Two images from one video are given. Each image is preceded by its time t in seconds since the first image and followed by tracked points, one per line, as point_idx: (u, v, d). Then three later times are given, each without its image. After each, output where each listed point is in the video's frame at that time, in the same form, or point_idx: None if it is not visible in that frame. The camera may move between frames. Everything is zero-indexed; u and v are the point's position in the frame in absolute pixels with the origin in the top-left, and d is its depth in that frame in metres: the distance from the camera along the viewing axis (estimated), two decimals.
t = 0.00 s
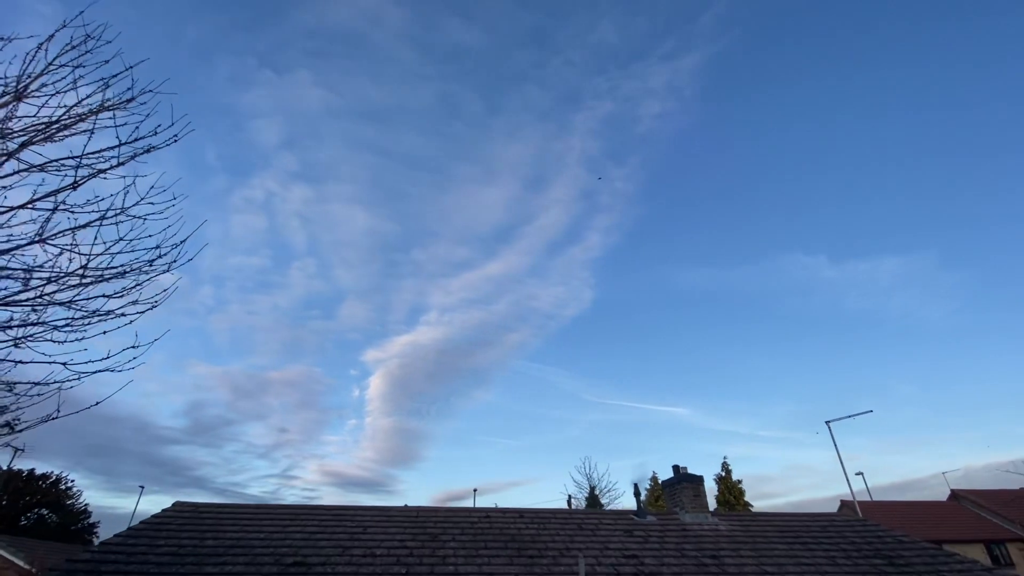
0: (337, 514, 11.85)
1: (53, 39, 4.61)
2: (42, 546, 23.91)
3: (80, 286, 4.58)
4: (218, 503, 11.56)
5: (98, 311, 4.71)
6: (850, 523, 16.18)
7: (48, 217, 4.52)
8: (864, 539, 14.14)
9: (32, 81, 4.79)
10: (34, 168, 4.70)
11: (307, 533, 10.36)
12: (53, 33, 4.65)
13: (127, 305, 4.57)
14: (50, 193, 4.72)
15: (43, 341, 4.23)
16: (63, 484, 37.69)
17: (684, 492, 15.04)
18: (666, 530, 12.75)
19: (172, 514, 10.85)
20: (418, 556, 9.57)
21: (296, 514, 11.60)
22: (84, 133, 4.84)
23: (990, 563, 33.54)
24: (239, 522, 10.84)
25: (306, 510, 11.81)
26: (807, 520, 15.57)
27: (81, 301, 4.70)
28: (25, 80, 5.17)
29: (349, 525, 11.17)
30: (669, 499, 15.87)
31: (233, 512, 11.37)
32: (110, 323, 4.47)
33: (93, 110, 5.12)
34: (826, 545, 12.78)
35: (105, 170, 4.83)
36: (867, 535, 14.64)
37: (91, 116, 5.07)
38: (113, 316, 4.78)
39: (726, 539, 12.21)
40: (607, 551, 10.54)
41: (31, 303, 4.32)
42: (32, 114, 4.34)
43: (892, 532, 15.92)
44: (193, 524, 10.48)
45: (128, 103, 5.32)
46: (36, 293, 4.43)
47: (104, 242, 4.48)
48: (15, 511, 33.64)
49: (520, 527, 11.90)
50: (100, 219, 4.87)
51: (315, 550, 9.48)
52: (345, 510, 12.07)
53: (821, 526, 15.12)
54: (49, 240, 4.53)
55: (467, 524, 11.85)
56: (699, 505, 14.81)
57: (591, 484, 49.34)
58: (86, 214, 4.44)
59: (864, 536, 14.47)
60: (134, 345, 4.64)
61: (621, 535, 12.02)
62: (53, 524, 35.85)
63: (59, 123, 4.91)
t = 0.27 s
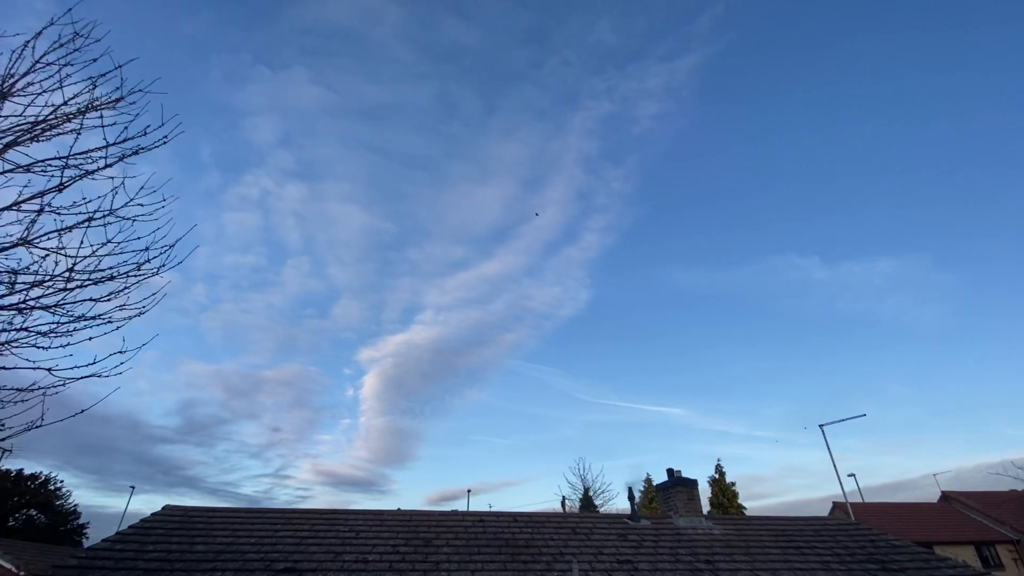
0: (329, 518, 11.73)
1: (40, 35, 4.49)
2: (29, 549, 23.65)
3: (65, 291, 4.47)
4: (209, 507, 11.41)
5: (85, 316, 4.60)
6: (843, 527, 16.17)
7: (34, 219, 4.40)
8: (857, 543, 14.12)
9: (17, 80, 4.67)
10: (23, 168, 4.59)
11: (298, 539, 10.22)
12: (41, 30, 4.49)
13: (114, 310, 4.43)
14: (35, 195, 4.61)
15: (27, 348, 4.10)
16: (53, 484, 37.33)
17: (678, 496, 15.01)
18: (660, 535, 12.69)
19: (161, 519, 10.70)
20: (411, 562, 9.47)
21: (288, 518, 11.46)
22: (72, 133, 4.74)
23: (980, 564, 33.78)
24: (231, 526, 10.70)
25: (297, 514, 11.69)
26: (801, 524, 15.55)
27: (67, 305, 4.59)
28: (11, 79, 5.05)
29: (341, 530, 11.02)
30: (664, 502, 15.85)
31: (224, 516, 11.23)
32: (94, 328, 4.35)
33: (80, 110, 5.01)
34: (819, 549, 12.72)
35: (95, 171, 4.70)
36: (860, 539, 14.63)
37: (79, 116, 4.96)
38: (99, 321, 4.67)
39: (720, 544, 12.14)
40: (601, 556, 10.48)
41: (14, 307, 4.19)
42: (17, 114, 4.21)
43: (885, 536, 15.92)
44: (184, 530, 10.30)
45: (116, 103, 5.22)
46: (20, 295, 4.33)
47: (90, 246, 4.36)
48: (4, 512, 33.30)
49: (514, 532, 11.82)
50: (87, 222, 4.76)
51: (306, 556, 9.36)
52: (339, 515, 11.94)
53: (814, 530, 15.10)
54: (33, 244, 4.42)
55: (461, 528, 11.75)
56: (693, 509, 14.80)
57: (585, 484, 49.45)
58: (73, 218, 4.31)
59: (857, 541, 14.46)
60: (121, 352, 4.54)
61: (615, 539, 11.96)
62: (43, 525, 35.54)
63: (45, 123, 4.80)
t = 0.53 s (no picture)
0: (324, 519, 11.70)
1: (34, 40, 4.66)
2: (21, 549, 23.52)
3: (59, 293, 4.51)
4: (203, 508, 11.38)
5: (79, 317, 4.66)
6: (837, 528, 16.23)
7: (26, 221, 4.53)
8: (851, 545, 14.18)
9: (11, 78, 4.63)
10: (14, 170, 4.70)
11: (293, 540, 10.20)
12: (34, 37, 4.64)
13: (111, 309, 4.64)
14: (28, 195, 4.59)
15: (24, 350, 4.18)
16: (46, 483, 37.16)
17: (673, 497, 15.05)
18: (655, 536, 12.72)
19: (155, 520, 10.65)
20: (407, 564, 9.44)
21: (283, 519, 11.43)
22: (68, 134, 4.73)
23: (971, 564, 34.04)
24: (225, 527, 10.66)
25: (292, 515, 11.67)
26: (796, 525, 15.61)
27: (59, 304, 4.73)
28: None
29: (336, 531, 10.99)
30: (659, 503, 15.89)
31: (218, 517, 11.18)
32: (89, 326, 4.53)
33: (75, 109, 4.98)
34: (813, 550, 12.76)
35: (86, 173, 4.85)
36: (854, 540, 14.69)
37: (74, 116, 4.94)
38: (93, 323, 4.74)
39: (715, 546, 12.17)
40: (596, 558, 10.49)
41: (8, 310, 4.21)
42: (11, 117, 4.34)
43: (878, 537, 16.00)
44: (178, 531, 10.25)
45: (111, 102, 5.19)
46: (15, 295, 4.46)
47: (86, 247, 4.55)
48: None
49: (509, 533, 11.82)
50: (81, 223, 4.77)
51: (301, 558, 9.33)
52: (334, 516, 11.94)
53: (808, 531, 15.16)
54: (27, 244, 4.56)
55: (456, 530, 11.74)
56: (688, 510, 14.84)
57: (580, 484, 49.56)
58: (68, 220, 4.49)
59: (851, 542, 14.51)
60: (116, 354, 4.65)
61: (610, 541, 11.97)
62: (35, 524, 35.35)
63: (40, 123, 4.77)
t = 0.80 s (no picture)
0: (321, 518, 11.70)
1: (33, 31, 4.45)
2: (17, 547, 23.50)
3: (56, 291, 4.45)
4: (200, 507, 11.35)
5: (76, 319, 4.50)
6: (833, 527, 16.31)
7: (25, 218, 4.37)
8: (846, 544, 14.25)
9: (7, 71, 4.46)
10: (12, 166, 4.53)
11: (291, 539, 10.19)
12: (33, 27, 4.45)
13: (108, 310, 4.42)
14: (25, 194, 4.55)
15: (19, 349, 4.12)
16: (42, 481, 37.09)
17: (670, 496, 15.09)
18: (652, 535, 12.76)
19: (151, 519, 10.62)
20: (404, 563, 9.45)
21: (280, 519, 11.41)
22: (65, 131, 4.69)
23: (965, 563, 34.28)
24: (222, 527, 10.65)
25: (289, 514, 11.65)
26: (792, 524, 15.68)
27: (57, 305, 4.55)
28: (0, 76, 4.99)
29: (334, 530, 10.98)
30: (656, 502, 15.93)
31: (214, 516, 11.15)
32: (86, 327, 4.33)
33: (73, 107, 4.96)
34: (808, 549, 12.82)
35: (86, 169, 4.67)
36: (849, 540, 14.76)
37: (71, 113, 4.91)
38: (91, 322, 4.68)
39: (712, 545, 12.22)
40: (593, 557, 10.53)
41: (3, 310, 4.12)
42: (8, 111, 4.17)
43: (873, 537, 16.07)
44: (175, 530, 10.22)
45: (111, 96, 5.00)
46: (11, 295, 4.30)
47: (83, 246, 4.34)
48: None
49: (507, 532, 11.84)
50: (79, 221, 4.73)
51: (299, 557, 9.33)
52: (332, 515, 11.93)
53: (804, 530, 15.24)
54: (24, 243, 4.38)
55: (453, 529, 11.75)
56: (685, 509, 14.92)
57: (577, 483, 49.72)
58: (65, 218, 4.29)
59: (847, 541, 14.58)
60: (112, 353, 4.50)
61: (607, 540, 12.02)
62: (31, 522, 35.27)
63: (37, 121, 4.75)
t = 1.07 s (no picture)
0: (319, 515, 11.70)
1: (29, 28, 4.54)
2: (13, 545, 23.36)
3: (53, 286, 4.49)
4: (197, 504, 11.34)
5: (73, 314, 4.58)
6: (830, 525, 16.34)
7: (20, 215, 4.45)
8: (843, 541, 14.28)
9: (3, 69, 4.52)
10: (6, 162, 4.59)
11: (289, 537, 10.18)
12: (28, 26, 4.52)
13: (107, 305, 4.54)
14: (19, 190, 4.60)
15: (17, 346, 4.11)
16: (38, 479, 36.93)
17: (668, 494, 15.11)
18: (650, 533, 12.78)
19: (148, 516, 10.61)
20: (403, 560, 9.46)
21: (278, 516, 11.41)
22: (62, 128, 4.71)
23: (960, 560, 34.45)
24: (220, 524, 10.64)
25: (287, 512, 11.65)
26: (789, 522, 15.72)
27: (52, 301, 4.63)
28: None
29: (332, 528, 10.98)
30: (654, 500, 15.94)
31: (212, 514, 11.14)
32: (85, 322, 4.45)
33: (70, 102, 4.92)
34: (806, 546, 12.83)
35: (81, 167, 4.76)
36: (846, 537, 14.79)
37: (68, 109, 4.88)
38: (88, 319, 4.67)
39: (709, 542, 12.22)
40: (591, 554, 10.54)
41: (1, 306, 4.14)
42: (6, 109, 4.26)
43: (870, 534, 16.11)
44: (173, 527, 10.21)
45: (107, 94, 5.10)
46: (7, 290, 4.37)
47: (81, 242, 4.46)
48: None
49: (505, 529, 11.84)
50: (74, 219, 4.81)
51: (297, 554, 9.33)
52: (330, 512, 11.93)
53: (802, 528, 15.26)
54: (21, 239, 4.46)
55: (452, 526, 11.75)
56: (683, 507, 14.94)
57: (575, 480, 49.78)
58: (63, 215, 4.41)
59: (844, 539, 14.61)
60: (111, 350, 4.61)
61: (605, 537, 12.04)
62: (27, 520, 35.10)
63: (34, 116, 4.70)
